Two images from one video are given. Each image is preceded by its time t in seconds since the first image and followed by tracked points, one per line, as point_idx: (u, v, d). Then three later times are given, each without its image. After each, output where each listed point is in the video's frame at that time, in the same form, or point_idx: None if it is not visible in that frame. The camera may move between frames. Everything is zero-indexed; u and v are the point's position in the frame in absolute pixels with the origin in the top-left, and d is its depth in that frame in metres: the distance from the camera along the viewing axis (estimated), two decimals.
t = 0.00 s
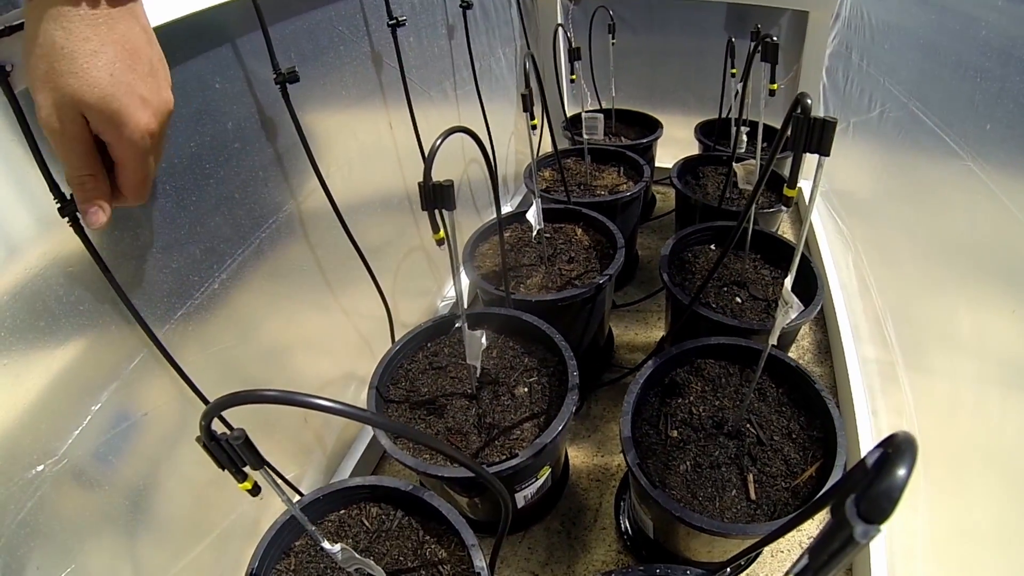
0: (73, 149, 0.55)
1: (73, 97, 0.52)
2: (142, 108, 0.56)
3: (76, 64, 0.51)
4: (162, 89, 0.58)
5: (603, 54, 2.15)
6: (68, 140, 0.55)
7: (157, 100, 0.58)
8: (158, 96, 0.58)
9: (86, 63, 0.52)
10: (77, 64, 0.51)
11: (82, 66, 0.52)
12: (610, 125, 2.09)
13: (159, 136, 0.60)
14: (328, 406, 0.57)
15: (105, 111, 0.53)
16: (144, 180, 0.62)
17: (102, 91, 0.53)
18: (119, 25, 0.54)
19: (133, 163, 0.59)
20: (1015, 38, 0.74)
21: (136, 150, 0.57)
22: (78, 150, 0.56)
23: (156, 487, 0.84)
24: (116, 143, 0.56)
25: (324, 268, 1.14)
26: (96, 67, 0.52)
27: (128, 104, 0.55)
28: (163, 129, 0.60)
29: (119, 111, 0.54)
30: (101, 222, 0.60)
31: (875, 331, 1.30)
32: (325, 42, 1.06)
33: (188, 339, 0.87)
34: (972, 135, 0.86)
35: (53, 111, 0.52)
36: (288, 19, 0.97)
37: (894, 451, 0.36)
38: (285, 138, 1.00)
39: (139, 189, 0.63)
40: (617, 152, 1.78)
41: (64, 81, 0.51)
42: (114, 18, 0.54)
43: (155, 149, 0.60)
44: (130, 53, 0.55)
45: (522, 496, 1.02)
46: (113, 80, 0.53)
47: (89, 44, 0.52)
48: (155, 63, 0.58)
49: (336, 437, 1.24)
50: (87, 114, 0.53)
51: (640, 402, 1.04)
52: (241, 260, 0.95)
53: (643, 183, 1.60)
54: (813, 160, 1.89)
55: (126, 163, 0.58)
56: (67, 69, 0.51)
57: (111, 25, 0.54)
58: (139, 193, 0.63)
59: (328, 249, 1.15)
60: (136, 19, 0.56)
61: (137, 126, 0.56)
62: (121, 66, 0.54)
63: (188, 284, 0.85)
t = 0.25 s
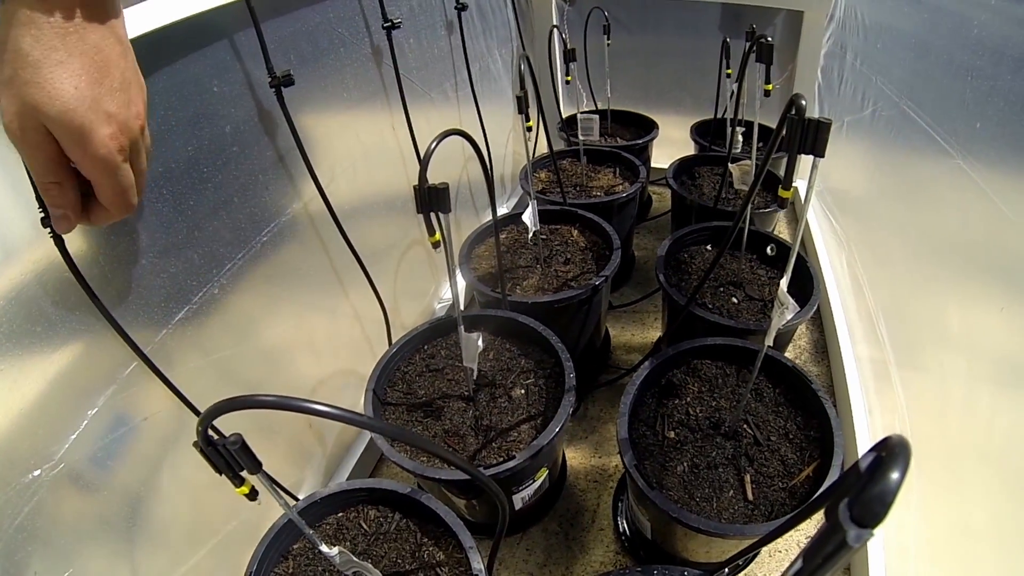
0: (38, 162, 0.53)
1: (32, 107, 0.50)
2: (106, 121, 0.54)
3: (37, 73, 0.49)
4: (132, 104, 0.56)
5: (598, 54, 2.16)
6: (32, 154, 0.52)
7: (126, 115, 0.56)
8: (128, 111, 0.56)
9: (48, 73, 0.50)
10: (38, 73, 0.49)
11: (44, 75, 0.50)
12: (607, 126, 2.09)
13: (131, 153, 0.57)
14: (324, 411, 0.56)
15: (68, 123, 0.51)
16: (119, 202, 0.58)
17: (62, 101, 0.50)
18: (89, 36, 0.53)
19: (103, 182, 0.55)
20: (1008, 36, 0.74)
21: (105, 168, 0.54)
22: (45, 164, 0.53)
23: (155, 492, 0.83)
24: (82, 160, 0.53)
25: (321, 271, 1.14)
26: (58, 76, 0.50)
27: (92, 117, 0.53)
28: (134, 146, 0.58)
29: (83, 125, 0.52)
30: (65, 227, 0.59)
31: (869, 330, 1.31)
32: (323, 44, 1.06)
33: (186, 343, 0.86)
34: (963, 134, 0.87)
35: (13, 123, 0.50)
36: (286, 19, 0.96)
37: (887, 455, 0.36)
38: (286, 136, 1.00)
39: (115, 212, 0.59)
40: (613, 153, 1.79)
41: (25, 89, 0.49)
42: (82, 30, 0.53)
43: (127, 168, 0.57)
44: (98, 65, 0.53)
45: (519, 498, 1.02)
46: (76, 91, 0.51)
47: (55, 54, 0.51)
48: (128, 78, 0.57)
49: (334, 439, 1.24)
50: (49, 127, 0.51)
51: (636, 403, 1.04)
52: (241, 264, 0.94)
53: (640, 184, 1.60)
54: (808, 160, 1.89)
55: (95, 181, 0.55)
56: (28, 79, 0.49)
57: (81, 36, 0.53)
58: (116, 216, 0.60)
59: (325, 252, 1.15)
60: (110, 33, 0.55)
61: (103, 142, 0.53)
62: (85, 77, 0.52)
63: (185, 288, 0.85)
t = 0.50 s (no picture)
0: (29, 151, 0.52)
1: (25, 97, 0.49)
2: (99, 114, 0.53)
3: (32, 63, 0.49)
4: (126, 97, 0.56)
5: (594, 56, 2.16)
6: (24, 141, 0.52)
7: (120, 108, 0.55)
8: (121, 104, 0.55)
9: (43, 64, 0.49)
10: (32, 64, 0.49)
11: (37, 65, 0.49)
12: (603, 127, 2.09)
13: (123, 147, 0.57)
14: (318, 417, 0.56)
15: (60, 114, 0.50)
16: (111, 197, 0.58)
17: (55, 92, 0.50)
18: (86, 26, 0.52)
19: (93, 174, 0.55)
20: (1004, 36, 0.74)
21: (96, 160, 0.54)
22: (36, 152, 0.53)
23: (152, 496, 0.83)
24: (72, 151, 0.53)
25: (317, 274, 1.14)
26: (53, 67, 0.50)
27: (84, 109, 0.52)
28: (126, 140, 0.57)
29: (75, 117, 0.51)
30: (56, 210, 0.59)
31: (864, 331, 1.31)
32: (319, 47, 1.06)
33: (183, 347, 0.86)
34: (959, 134, 0.87)
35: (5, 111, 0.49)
36: (282, 22, 0.96)
37: (881, 462, 0.36)
38: (282, 138, 0.99)
39: (106, 206, 0.59)
40: (609, 155, 1.79)
41: (19, 79, 0.48)
42: (78, 18, 0.52)
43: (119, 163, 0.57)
44: (94, 56, 0.53)
45: (516, 501, 1.02)
46: (70, 83, 0.51)
47: (51, 43, 0.50)
48: (122, 70, 0.56)
49: (330, 443, 1.23)
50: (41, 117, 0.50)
51: (633, 405, 1.04)
52: (237, 268, 0.94)
53: (636, 186, 1.60)
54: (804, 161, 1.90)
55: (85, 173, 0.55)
56: (21, 67, 0.48)
57: (78, 25, 0.52)
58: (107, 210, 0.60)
59: (322, 255, 1.15)
60: (106, 23, 0.54)
61: (94, 134, 0.53)
62: (80, 69, 0.51)
63: (182, 292, 0.84)
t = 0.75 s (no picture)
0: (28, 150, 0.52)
1: (23, 95, 0.49)
2: (97, 112, 0.53)
3: (30, 61, 0.49)
4: (124, 96, 0.56)
5: (592, 57, 2.16)
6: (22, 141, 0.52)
7: (119, 107, 0.55)
8: (120, 103, 0.55)
9: (41, 61, 0.49)
10: (31, 61, 0.49)
11: (36, 63, 0.49)
12: (601, 128, 2.09)
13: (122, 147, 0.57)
14: (315, 420, 0.56)
15: (59, 113, 0.50)
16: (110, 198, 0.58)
17: (54, 90, 0.50)
18: (85, 25, 0.52)
19: (93, 174, 0.55)
20: (1001, 37, 0.74)
21: (96, 159, 0.54)
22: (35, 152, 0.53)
23: (151, 499, 0.83)
24: (71, 151, 0.53)
25: (315, 275, 1.14)
26: (51, 64, 0.50)
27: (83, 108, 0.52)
28: (125, 139, 0.57)
29: (73, 116, 0.51)
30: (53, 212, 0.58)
31: (863, 331, 1.31)
32: (316, 48, 1.05)
33: (181, 350, 0.86)
34: (957, 134, 0.87)
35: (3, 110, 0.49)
36: (279, 23, 0.96)
37: (880, 466, 0.36)
38: (279, 140, 0.99)
39: (106, 207, 0.59)
40: (607, 155, 1.78)
41: (17, 77, 0.48)
42: (78, 17, 0.52)
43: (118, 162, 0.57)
44: (93, 54, 0.53)
45: (514, 502, 1.02)
46: (69, 81, 0.51)
47: (49, 41, 0.50)
48: (121, 69, 0.56)
49: (328, 445, 1.23)
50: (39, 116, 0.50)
51: (631, 407, 1.04)
52: (236, 270, 0.94)
53: (634, 186, 1.60)
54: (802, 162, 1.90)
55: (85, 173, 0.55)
56: (20, 65, 0.48)
57: (76, 23, 0.52)
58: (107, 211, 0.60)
59: (320, 256, 1.14)
60: (105, 22, 0.54)
61: (93, 133, 0.53)
62: (78, 67, 0.51)
63: (180, 295, 0.84)
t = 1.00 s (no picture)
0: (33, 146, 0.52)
1: (29, 89, 0.49)
2: (102, 106, 0.53)
3: (37, 52, 0.49)
4: (127, 90, 0.56)
5: (593, 56, 2.15)
6: (27, 138, 0.52)
7: (122, 101, 0.55)
8: (123, 97, 0.55)
9: (48, 53, 0.49)
10: (38, 53, 0.49)
11: (42, 55, 0.49)
12: (601, 127, 2.09)
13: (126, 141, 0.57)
14: (314, 419, 0.56)
15: (65, 108, 0.50)
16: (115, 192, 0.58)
17: (59, 84, 0.50)
18: (87, 19, 0.52)
19: (99, 170, 0.55)
20: (1002, 37, 0.74)
21: (102, 154, 0.54)
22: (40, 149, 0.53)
23: (150, 498, 0.83)
24: (78, 146, 0.52)
25: (315, 274, 1.14)
26: (56, 58, 0.50)
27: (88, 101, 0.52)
28: (128, 133, 0.57)
29: (79, 110, 0.51)
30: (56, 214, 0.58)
31: (862, 331, 1.31)
32: (317, 46, 1.05)
33: (181, 348, 0.86)
34: (957, 134, 0.86)
35: (9, 105, 0.49)
36: (280, 21, 0.96)
37: (878, 468, 0.36)
38: (280, 138, 0.99)
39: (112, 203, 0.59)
40: (607, 155, 1.78)
41: (25, 68, 0.48)
42: (82, 11, 0.52)
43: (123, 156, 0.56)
44: (96, 49, 0.53)
45: (513, 501, 1.02)
46: (74, 75, 0.51)
47: (54, 34, 0.50)
48: (123, 63, 0.56)
49: (327, 443, 1.23)
50: (45, 109, 0.50)
51: (631, 406, 1.04)
52: (236, 268, 0.94)
53: (634, 185, 1.60)
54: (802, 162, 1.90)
55: (90, 168, 0.55)
56: (27, 57, 0.48)
57: (79, 18, 0.52)
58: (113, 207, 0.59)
59: (320, 254, 1.14)
60: (106, 17, 0.54)
61: (98, 127, 0.53)
62: (83, 60, 0.52)
63: (180, 293, 0.84)
